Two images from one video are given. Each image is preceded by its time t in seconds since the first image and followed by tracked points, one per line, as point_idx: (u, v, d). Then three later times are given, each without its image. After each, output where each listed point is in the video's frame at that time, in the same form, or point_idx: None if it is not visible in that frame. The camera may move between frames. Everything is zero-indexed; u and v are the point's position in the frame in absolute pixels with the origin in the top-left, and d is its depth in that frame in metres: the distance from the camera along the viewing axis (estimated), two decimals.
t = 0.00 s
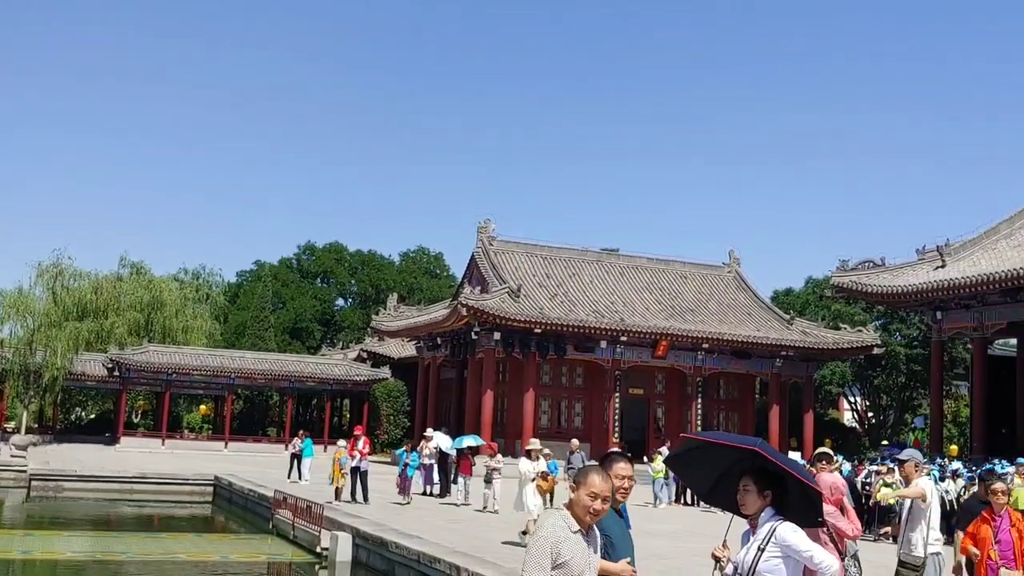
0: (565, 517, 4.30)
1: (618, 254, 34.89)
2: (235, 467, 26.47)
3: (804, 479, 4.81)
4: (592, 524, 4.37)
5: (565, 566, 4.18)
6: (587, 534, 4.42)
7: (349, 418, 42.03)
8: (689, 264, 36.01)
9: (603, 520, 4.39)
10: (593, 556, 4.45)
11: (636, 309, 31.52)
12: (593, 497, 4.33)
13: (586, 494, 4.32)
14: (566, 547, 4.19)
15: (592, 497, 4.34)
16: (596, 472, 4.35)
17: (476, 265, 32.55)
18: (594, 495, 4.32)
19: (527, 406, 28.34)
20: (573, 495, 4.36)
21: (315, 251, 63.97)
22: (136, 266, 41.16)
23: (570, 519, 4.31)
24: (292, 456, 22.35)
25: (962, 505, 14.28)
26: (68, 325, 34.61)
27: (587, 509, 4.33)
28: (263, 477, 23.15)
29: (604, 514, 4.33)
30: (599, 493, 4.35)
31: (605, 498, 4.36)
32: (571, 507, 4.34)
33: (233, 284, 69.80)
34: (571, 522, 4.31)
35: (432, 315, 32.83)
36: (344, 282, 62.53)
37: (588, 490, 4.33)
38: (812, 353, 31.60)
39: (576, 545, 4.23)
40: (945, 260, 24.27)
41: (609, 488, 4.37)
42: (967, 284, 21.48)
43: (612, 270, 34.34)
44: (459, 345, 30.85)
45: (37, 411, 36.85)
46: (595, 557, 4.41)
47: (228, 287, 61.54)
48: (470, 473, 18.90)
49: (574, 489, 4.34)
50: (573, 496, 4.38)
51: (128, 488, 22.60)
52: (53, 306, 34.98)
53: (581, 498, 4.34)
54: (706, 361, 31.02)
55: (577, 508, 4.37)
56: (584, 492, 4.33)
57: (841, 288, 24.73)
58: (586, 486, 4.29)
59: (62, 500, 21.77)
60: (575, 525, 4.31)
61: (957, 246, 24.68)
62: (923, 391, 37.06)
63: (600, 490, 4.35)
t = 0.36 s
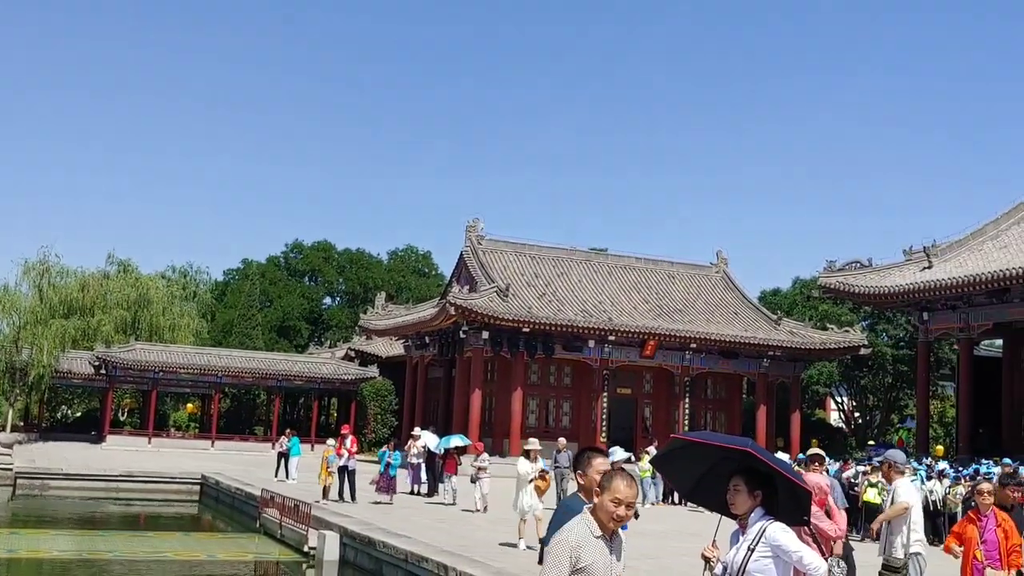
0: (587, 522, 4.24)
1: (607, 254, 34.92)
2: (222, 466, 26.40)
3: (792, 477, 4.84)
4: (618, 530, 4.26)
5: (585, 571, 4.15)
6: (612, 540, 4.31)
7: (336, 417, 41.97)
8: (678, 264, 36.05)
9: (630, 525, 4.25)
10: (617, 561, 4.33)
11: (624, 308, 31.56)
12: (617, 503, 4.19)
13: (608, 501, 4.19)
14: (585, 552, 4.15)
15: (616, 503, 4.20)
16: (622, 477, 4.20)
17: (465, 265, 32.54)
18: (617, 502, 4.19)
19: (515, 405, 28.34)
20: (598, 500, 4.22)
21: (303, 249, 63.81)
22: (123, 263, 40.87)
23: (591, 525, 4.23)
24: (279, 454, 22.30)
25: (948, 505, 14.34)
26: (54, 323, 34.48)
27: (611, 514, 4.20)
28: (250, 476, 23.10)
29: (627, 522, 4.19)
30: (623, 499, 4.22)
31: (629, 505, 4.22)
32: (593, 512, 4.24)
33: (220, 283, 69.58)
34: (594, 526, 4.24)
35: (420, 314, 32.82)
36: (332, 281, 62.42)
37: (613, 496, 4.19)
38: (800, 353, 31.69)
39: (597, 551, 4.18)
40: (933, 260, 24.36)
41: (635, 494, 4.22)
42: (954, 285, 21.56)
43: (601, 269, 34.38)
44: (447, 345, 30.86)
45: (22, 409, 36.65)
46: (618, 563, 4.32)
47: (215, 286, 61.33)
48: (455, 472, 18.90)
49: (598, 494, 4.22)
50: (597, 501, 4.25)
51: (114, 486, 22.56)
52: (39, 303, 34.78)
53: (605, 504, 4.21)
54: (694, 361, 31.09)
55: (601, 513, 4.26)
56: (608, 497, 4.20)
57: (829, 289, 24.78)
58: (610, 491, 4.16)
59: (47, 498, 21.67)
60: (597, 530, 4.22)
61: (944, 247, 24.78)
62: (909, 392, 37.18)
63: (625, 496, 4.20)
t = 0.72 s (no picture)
0: (605, 524, 4.34)
1: (590, 252, 34.96)
2: (204, 463, 26.30)
3: (777, 476, 4.96)
4: (636, 529, 4.36)
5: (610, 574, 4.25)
6: (632, 540, 4.41)
7: (318, 414, 41.88)
8: (660, 261, 36.12)
9: (647, 520, 4.35)
10: (642, 558, 4.43)
11: (607, 306, 31.62)
12: (633, 501, 4.29)
13: (624, 500, 4.28)
14: (607, 555, 4.25)
15: (631, 501, 4.30)
16: (637, 476, 4.30)
17: (448, 262, 32.52)
18: (633, 500, 4.29)
19: (498, 401, 28.35)
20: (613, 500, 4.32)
21: (285, 246, 63.56)
22: (104, 259, 40.54)
23: (610, 526, 4.34)
24: (262, 452, 22.24)
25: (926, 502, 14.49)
26: (34, 319, 34.50)
27: (629, 514, 4.30)
28: (232, 473, 23.04)
29: (645, 518, 4.29)
30: (638, 497, 4.31)
31: (645, 502, 4.31)
32: (611, 514, 4.34)
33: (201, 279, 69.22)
34: (613, 528, 4.34)
35: (403, 311, 32.79)
36: (314, 278, 62.24)
37: (627, 494, 4.29)
38: (781, 350, 31.82)
39: (617, 553, 4.28)
40: (913, 258, 24.54)
41: (651, 490, 4.32)
42: (933, 283, 21.73)
43: (584, 266, 34.41)
44: (430, 342, 30.82)
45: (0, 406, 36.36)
46: (641, 560, 4.41)
47: (196, 282, 61.00)
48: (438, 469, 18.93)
49: (612, 495, 4.32)
50: (611, 501, 4.35)
51: (95, 483, 22.44)
52: (19, 300, 34.79)
53: (621, 503, 4.30)
54: (676, 358, 31.18)
55: (617, 514, 4.36)
56: (622, 498, 4.30)
57: (810, 286, 24.91)
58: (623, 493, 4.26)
59: (27, 495, 21.56)
60: (616, 532, 4.33)
61: (924, 245, 24.96)
62: (890, 389, 37.42)
63: (641, 493, 4.30)
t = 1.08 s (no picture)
0: (598, 524, 4.27)
1: (549, 247, 35.05)
2: (159, 459, 25.96)
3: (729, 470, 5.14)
4: (629, 529, 4.30)
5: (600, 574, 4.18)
6: (623, 540, 4.35)
7: (275, 409, 41.59)
8: (619, 257, 36.29)
9: (641, 522, 4.29)
10: (631, 560, 4.37)
11: (565, 301, 31.72)
12: (630, 502, 4.23)
13: (622, 501, 4.22)
14: (599, 555, 4.18)
15: (629, 502, 4.23)
16: (634, 475, 4.23)
17: (407, 256, 32.41)
18: (630, 501, 4.22)
19: (457, 396, 28.34)
20: (609, 500, 4.25)
21: (242, 240, 62.93)
22: (57, 253, 39.95)
23: (603, 526, 4.26)
24: (218, 447, 22.00)
25: (878, 496, 14.73)
26: None
27: (625, 515, 4.24)
28: (188, 469, 22.77)
29: (641, 520, 4.23)
30: (635, 498, 4.25)
31: (642, 503, 4.25)
32: (606, 514, 4.27)
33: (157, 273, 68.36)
34: (606, 528, 4.27)
35: (361, 306, 32.64)
36: (271, 272, 61.74)
37: (626, 495, 4.22)
38: (737, 346, 32.15)
39: (608, 553, 4.21)
40: (866, 255, 24.91)
41: (647, 492, 4.26)
42: (886, 280, 22.08)
43: (543, 262, 34.48)
44: (388, 338, 30.70)
45: None
46: (631, 562, 4.35)
47: (151, 276, 60.20)
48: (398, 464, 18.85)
49: (609, 494, 4.25)
50: (607, 502, 4.28)
51: (47, 479, 22.11)
52: None
53: (618, 504, 4.23)
54: (634, 354, 31.38)
55: (612, 514, 4.30)
56: (620, 498, 4.23)
57: (765, 283, 25.20)
58: (621, 493, 4.20)
59: None
60: (609, 532, 4.26)
61: (878, 243, 25.33)
62: (843, 384, 37.96)
63: (638, 495, 4.23)
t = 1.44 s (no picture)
0: (586, 529, 4.12)
1: (495, 247, 35.08)
2: (95, 457, 25.44)
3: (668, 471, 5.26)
4: (618, 536, 4.16)
5: None
6: (609, 548, 4.19)
7: (214, 408, 41.04)
8: (564, 259, 36.46)
9: (629, 528, 4.19)
10: (618, 567, 4.23)
11: (510, 302, 31.77)
12: (620, 506, 4.11)
13: (613, 504, 4.10)
14: (585, 560, 4.02)
15: (620, 507, 4.12)
16: (623, 479, 4.14)
17: (351, 255, 32.19)
18: (622, 505, 4.11)
19: (400, 396, 28.25)
20: (600, 505, 4.13)
21: (183, 235, 62.02)
22: None
23: (592, 530, 4.12)
24: (156, 446, 21.63)
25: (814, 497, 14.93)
26: None
27: (615, 519, 4.12)
28: (125, 467, 22.36)
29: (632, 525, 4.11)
30: (624, 502, 4.14)
31: (631, 508, 4.15)
32: (596, 518, 4.13)
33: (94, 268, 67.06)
34: (594, 532, 4.12)
35: (304, 304, 32.36)
36: (212, 269, 60.93)
37: (618, 500, 4.11)
38: (678, 348, 32.51)
39: (596, 558, 4.05)
40: (805, 260, 25.37)
41: (635, 497, 4.16)
42: (824, 284, 22.51)
43: (488, 263, 34.51)
44: (330, 337, 30.48)
45: None
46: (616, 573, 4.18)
47: (89, 272, 59.03)
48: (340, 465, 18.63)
49: (600, 499, 4.12)
50: (596, 507, 4.16)
51: None
52: None
53: (610, 508, 4.11)
54: (577, 355, 31.56)
55: (600, 519, 4.17)
56: (611, 502, 4.11)
57: (707, 286, 25.53)
58: (613, 497, 4.09)
59: None
60: (596, 536, 4.11)
61: (817, 248, 25.81)
62: (781, 387, 38.59)
63: (627, 499, 4.13)
